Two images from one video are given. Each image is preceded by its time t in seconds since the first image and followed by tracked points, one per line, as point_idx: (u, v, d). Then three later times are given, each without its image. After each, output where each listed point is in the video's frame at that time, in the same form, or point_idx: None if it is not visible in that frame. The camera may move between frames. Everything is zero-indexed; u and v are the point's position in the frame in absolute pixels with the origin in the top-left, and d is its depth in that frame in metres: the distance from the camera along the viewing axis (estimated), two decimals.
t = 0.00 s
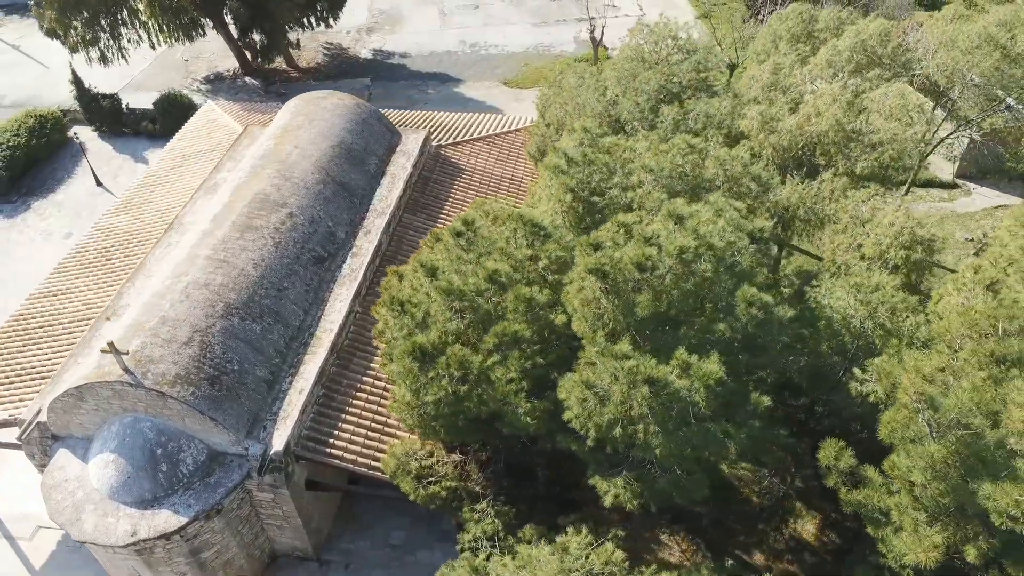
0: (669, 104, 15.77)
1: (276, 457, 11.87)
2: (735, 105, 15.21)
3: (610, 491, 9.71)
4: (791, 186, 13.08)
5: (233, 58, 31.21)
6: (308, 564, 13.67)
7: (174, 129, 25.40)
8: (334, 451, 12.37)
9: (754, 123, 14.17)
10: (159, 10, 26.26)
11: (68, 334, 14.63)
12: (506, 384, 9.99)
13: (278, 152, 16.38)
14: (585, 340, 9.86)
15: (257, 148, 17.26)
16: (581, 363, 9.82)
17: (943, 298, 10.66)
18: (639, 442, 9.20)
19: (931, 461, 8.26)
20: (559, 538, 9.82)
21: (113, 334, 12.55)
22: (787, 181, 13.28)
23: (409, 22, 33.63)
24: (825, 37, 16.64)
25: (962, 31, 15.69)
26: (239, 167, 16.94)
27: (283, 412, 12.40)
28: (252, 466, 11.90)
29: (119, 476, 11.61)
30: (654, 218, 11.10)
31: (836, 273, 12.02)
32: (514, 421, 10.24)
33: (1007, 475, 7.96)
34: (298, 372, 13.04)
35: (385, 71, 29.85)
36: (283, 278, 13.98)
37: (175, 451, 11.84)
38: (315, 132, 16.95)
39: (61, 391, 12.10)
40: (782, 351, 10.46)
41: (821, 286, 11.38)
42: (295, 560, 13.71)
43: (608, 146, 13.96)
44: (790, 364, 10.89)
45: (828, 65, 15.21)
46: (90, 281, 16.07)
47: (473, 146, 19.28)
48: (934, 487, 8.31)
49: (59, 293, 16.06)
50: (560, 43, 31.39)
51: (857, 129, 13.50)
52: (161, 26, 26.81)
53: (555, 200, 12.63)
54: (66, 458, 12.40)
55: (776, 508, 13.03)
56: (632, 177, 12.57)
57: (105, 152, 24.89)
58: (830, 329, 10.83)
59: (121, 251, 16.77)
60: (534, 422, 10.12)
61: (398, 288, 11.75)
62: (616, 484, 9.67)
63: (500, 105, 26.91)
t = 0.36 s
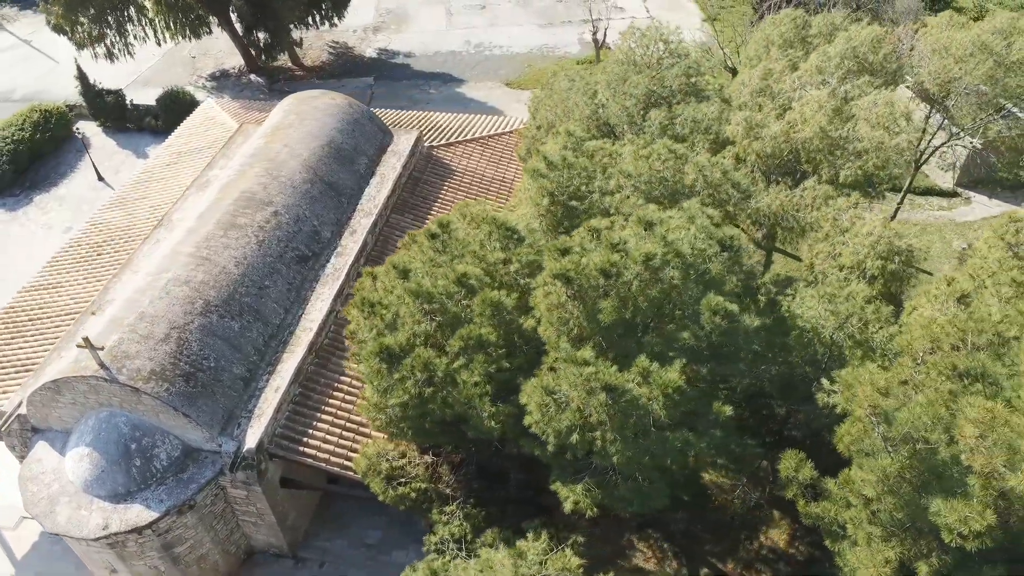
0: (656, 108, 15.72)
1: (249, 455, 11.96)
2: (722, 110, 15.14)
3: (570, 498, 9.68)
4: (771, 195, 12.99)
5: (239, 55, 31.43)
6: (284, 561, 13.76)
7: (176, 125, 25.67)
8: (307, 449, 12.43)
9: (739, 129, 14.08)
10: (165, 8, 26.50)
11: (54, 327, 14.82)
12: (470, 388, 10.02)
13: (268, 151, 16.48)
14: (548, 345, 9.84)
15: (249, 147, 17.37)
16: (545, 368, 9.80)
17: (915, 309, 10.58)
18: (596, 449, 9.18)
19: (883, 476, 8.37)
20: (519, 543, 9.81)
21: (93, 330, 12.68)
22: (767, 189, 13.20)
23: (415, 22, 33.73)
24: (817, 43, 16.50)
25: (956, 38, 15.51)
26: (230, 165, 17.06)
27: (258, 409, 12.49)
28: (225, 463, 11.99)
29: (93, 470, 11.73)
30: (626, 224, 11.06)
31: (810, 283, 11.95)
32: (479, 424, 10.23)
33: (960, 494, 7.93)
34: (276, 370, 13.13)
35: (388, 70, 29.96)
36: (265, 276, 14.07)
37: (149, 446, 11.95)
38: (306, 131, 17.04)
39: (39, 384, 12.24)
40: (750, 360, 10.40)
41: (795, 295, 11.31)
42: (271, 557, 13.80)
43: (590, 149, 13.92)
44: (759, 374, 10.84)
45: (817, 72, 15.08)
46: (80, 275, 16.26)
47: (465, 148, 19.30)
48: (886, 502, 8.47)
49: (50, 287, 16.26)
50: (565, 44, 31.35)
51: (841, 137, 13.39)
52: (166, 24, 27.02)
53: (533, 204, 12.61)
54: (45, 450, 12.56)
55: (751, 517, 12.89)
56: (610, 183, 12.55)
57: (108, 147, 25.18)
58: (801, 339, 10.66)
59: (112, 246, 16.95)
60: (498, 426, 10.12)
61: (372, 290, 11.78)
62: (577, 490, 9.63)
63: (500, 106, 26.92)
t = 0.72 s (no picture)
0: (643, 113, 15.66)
1: (220, 453, 12.05)
2: (708, 116, 15.07)
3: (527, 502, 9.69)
4: (750, 202, 12.91)
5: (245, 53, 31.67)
6: (259, 558, 13.86)
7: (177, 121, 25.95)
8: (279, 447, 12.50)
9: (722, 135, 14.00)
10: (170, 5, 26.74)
11: (41, 321, 15.01)
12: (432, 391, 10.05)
13: (257, 150, 16.60)
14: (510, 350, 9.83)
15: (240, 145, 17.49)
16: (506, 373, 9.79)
17: (884, 323, 10.32)
18: (552, 455, 9.17)
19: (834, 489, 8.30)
20: (477, 547, 9.82)
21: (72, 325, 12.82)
22: (747, 196, 13.11)
23: (421, 22, 33.83)
24: (808, 49, 16.37)
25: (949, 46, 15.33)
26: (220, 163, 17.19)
27: (232, 407, 12.58)
28: (197, 460, 12.08)
29: (66, 464, 11.87)
30: (596, 229, 11.02)
31: (784, 293, 11.82)
32: (441, 427, 10.25)
33: (907, 511, 7.98)
34: (252, 369, 13.22)
35: (391, 70, 30.07)
36: (246, 275, 14.17)
37: (123, 441, 12.08)
38: (296, 131, 17.15)
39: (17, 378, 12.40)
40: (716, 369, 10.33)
41: (768, 306, 11.23)
42: (246, 553, 13.91)
43: (571, 153, 13.90)
44: (727, 383, 10.77)
45: (804, 78, 14.95)
46: (70, 270, 16.46)
47: (457, 149, 19.34)
48: (833, 516, 8.46)
49: (40, 281, 16.46)
50: (569, 46, 31.30)
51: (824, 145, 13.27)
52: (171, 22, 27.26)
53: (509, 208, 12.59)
54: (23, 443, 12.73)
55: (722, 526, 12.80)
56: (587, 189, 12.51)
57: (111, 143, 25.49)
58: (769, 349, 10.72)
59: (102, 241, 17.14)
60: (459, 429, 10.14)
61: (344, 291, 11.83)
62: (535, 496, 9.63)
63: (501, 107, 26.95)
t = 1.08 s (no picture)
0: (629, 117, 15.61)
1: (193, 449, 12.16)
2: (693, 122, 14.99)
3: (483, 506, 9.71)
4: (728, 209, 12.83)
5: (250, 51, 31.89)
6: (234, 553, 13.99)
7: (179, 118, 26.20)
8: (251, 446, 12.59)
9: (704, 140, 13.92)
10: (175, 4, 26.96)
11: (28, 314, 15.20)
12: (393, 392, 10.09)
13: (246, 148, 16.71)
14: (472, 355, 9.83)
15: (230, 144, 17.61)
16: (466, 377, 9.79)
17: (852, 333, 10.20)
18: (507, 460, 9.17)
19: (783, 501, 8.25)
20: (434, 549, 9.85)
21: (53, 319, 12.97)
22: (725, 203, 13.04)
23: (427, 21, 33.91)
24: (798, 54, 16.22)
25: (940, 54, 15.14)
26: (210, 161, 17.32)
27: (207, 404, 12.69)
28: (170, 456, 12.19)
29: (41, 457, 12.00)
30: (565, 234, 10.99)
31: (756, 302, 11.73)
32: (403, 429, 10.27)
33: (853, 529, 8.00)
34: (229, 367, 13.32)
35: (394, 69, 30.18)
36: (227, 273, 14.29)
37: (98, 436, 12.22)
38: (286, 130, 17.26)
39: None
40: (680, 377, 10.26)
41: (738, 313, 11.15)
42: (222, 549, 14.04)
43: (552, 157, 13.89)
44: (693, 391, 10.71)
45: (790, 85, 14.81)
46: (61, 264, 16.66)
47: (447, 151, 19.40)
48: (781, 529, 8.70)
49: (31, 274, 16.67)
50: (572, 47, 31.25)
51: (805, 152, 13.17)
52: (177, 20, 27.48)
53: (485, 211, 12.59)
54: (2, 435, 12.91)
55: (692, 533, 12.76)
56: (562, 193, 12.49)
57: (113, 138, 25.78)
58: (736, 357, 10.64)
59: (94, 237, 17.34)
60: (420, 432, 10.16)
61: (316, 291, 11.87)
62: (492, 499, 9.64)
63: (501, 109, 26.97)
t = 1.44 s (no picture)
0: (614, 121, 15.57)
1: (166, 445, 12.28)
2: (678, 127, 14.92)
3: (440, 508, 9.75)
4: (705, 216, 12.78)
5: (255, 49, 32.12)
6: (211, 548, 14.15)
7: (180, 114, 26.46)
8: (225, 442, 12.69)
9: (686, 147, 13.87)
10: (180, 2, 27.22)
11: (16, 307, 15.39)
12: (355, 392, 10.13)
13: (235, 146, 16.84)
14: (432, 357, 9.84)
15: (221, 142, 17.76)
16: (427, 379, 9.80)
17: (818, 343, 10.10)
18: (462, 463, 9.18)
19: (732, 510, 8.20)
20: (391, 550, 9.90)
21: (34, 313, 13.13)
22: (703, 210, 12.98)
23: (432, 21, 33.99)
24: (787, 60, 16.11)
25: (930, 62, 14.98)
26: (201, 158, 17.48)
27: (182, 401, 12.81)
28: (144, 450, 12.32)
29: (17, 449, 12.17)
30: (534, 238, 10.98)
31: (728, 310, 11.68)
32: (365, 429, 10.31)
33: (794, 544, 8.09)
34: (206, 364, 13.44)
35: (396, 69, 30.29)
36: (209, 271, 14.41)
37: (74, 429, 12.36)
38: (276, 129, 17.37)
39: None
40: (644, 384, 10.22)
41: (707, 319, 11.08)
42: (199, 544, 14.19)
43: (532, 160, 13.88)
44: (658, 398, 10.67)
45: (776, 91, 14.71)
46: (51, 258, 16.86)
47: (438, 152, 19.45)
48: (727, 539, 8.93)
49: (22, 266, 16.88)
50: (575, 49, 31.21)
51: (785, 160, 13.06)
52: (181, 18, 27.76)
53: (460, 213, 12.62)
54: None
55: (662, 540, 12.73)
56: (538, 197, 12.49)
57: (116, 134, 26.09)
58: (702, 365, 10.58)
59: (85, 231, 17.53)
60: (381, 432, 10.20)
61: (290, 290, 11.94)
62: (449, 501, 9.69)
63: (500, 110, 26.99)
